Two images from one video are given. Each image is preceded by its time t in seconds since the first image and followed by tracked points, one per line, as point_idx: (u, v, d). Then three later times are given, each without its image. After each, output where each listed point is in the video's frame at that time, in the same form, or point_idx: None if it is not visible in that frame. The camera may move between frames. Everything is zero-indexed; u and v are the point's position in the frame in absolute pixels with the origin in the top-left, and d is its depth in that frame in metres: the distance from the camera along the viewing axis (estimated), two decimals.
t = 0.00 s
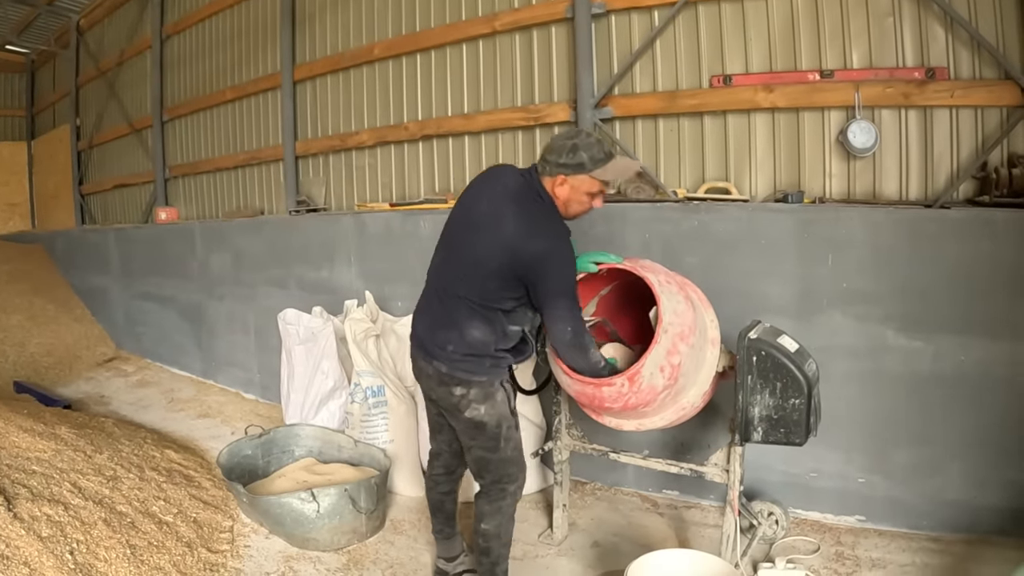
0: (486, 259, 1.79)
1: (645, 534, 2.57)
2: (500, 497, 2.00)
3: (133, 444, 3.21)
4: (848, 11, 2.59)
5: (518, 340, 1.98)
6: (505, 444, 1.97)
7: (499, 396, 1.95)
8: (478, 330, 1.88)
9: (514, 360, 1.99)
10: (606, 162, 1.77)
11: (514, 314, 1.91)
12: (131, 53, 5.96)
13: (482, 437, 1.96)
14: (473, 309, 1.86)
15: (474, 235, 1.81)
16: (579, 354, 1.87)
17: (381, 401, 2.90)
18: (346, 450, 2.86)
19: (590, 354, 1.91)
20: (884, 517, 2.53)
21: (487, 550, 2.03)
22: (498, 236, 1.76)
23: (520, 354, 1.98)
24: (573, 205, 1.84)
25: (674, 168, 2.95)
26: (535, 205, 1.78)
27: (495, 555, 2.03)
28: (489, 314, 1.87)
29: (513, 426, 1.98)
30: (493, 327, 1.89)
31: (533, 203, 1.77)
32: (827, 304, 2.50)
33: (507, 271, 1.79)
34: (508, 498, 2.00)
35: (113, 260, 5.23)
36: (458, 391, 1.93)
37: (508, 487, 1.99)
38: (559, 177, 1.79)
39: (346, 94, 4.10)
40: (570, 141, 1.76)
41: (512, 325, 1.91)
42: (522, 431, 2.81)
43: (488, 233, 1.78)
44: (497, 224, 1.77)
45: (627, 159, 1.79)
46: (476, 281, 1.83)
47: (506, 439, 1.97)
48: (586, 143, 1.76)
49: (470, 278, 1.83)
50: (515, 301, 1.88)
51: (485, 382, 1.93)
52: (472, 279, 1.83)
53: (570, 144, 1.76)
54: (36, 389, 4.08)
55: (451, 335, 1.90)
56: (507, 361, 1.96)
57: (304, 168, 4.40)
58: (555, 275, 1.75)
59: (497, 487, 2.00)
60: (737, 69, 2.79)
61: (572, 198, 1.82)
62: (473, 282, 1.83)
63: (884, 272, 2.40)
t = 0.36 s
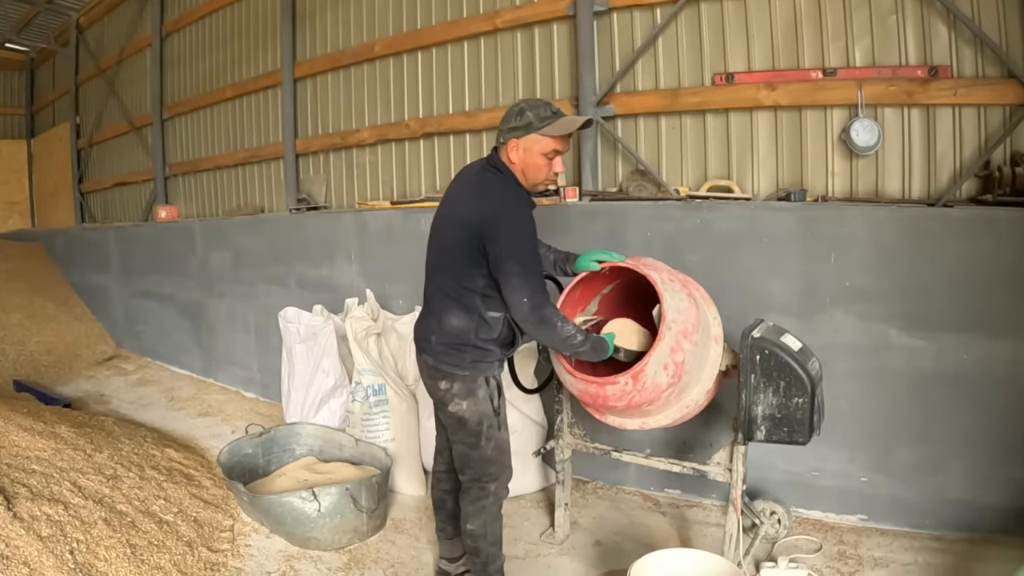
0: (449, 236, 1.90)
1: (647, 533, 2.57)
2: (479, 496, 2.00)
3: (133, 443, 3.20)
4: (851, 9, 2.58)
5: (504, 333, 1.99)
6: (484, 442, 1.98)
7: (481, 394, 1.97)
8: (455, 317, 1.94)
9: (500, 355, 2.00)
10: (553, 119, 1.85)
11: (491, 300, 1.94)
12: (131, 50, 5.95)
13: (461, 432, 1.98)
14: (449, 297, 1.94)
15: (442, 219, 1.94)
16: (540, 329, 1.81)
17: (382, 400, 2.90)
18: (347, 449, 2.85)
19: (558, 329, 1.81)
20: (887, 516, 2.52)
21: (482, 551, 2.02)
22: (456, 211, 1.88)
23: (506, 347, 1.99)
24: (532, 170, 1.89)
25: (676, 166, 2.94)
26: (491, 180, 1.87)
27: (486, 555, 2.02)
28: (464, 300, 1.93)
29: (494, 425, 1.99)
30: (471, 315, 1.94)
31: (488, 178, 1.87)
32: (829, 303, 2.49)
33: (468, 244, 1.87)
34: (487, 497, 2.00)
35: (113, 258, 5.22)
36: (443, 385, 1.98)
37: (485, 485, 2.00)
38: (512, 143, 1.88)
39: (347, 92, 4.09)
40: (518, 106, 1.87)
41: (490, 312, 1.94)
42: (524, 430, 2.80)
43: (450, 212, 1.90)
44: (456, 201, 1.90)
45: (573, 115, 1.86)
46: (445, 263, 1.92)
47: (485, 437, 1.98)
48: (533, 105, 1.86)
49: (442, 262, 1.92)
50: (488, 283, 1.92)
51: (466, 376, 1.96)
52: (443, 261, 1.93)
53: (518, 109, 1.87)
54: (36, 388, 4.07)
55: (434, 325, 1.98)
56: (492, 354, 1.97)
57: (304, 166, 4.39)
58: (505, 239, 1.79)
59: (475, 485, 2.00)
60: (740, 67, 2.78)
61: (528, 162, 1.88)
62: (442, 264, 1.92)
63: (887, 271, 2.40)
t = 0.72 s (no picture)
0: (439, 225, 1.93)
1: (647, 532, 2.57)
2: (474, 500, 2.00)
3: (132, 442, 3.20)
4: (850, 9, 2.58)
5: (502, 332, 1.98)
6: (481, 446, 1.98)
7: (478, 396, 1.96)
8: (451, 314, 1.95)
9: (501, 356, 1.99)
10: (543, 102, 1.86)
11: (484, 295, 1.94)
12: (129, 50, 5.94)
13: (458, 434, 1.98)
14: (443, 292, 1.96)
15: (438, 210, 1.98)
16: (500, 314, 1.80)
17: (381, 399, 2.89)
18: (346, 449, 2.85)
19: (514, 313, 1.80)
20: (886, 516, 2.52)
21: (481, 552, 2.03)
22: (446, 199, 1.92)
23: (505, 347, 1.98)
24: (522, 154, 1.88)
25: (675, 165, 2.94)
26: (482, 168, 1.89)
27: (479, 558, 2.03)
28: (456, 295, 1.94)
29: (490, 430, 1.98)
30: (466, 311, 1.94)
31: (479, 166, 1.89)
32: (828, 302, 2.49)
33: (455, 232, 1.89)
34: (483, 501, 2.00)
35: (112, 258, 5.22)
36: (441, 386, 1.99)
37: (481, 490, 1.99)
38: (503, 128, 1.90)
39: (346, 91, 4.08)
40: (509, 93, 1.91)
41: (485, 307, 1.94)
42: (523, 429, 2.80)
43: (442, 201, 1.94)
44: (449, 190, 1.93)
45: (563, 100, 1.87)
46: (437, 255, 1.95)
47: (482, 441, 1.98)
48: (524, 90, 1.89)
49: (435, 255, 1.95)
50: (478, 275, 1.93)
51: (464, 379, 1.96)
52: (435, 254, 1.96)
53: (510, 96, 1.90)
54: (35, 387, 4.07)
55: (433, 324, 2.00)
56: (490, 354, 1.96)
57: (303, 166, 4.38)
58: (482, 222, 1.80)
59: (471, 488, 2.00)
60: (739, 66, 2.78)
61: (518, 145, 1.88)
62: (434, 255, 1.94)
63: (887, 271, 2.40)
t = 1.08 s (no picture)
0: (458, 221, 1.84)
1: (646, 530, 2.57)
2: (480, 508, 1.99)
3: (131, 441, 3.20)
4: (848, 5, 2.58)
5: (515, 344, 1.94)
6: (490, 457, 1.95)
7: (489, 406, 1.94)
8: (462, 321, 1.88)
9: (511, 367, 1.96)
10: (596, 113, 1.76)
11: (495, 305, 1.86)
12: (127, 49, 5.94)
13: (464, 444, 1.96)
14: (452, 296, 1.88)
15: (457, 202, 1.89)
16: (492, 327, 1.70)
17: (380, 397, 2.89)
18: (345, 447, 2.86)
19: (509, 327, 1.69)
20: (884, 512, 2.52)
21: (485, 558, 2.03)
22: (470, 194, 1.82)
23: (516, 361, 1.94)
24: (567, 166, 1.81)
25: (673, 162, 2.94)
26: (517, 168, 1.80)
27: (484, 564, 2.03)
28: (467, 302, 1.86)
29: (500, 440, 1.96)
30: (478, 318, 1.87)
31: (513, 166, 1.80)
32: (827, 299, 2.49)
33: (473, 231, 1.80)
34: (489, 509, 1.99)
35: (111, 257, 5.21)
36: (447, 394, 1.94)
37: (487, 498, 1.98)
38: (551, 134, 1.81)
39: (344, 89, 4.08)
40: (561, 94, 1.80)
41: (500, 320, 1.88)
42: (522, 427, 2.80)
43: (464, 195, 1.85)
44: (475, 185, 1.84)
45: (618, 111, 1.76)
46: (449, 252, 1.86)
47: (492, 452, 1.95)
48: (578, 96, 1.78)
49: (448, 253, 1.87)
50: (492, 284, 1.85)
51: (475, 390, 1.92)
52: (448, 250, 1.87)
53: (562, 99, 1.79)
54: (33, 387, 4.06)
55: (441, 328, 1.92)
56: (501, 365, 1.93)
57: (301, 164, 4.38)
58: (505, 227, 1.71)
59: (478, 497, 1.99)
60: (737, 63, 2.78)
61: (565, 157, 1.80)
62: (447, 252, 1.86)
63: (885, 267, 2.40)
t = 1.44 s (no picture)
0: (491, 253, 1.70)
1: (641, 525, 2.57)
2: (488, 506, 1.99)
3: (127, 437, 3.19)
4: None
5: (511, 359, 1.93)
6: (489, 456, 1.95)
7: (480, 409, 1.91)
8: (463, 336, 1.83)
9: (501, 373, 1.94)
10: (657, 171, 1.63)
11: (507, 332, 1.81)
12: (123, 45, 5.93)
13: (463, 443, 1.95)
14: (459, 309, 1.81)
15: (489, 224, 1.73)
16: (557, 410, 1.67)
17: (376, 392, 2.89)
18: (340, 443, 2.85)
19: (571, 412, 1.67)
20: (880, 508, 2.52)
21: (486, 556, 2.03)
22: (511, 231, 1.66)
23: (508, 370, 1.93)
24: (618, 221, 1.67)
25: (669, 157, 2.94)
26: (565, 215, 1.64)
27: (484, 560, 2.03)
28: (472, 321, 1.81)
29: (497, 439, 1.94)
30: (480, 338, 1.82)
31: (561, 211, 1.64)
32: (823, 294, 2.49)
33: (510, 271, 1.68)
34: (497, 508, 1.99)
35: (107, 253, 5.20)
36: (436, 395, 1.92)
37: (494, 497, 1.98)
38: (604, 184, 1.66)
39: (340, 85, 4.07)
40: (621, 144, 1.66)
41: (506, 343, 1.84)
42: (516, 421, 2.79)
43: (502, 227, 1.68)
44: (516, 219, 1.66)
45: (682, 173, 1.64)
46: (474, 277, 1.75)
47: (490, 452, 1.94)
48: (638, 148, 1.65)
49: (472, 277, 1.76)
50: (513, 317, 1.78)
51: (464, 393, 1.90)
52: (474, 277, 1.75)
53: (620, 148, 1.65)
54: (29, 383, 4.05)
55: (436, 334, 1.86)
56: (492, 373, 1.90)
57: (297, 159, 4.37)
58: (553, 296, 1.59)
59: (485, 496, 1.99)
60: (733, 58, 2.77)
61: (617, 211, 1.66)
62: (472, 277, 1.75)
63: (882, 262, 2.39)
